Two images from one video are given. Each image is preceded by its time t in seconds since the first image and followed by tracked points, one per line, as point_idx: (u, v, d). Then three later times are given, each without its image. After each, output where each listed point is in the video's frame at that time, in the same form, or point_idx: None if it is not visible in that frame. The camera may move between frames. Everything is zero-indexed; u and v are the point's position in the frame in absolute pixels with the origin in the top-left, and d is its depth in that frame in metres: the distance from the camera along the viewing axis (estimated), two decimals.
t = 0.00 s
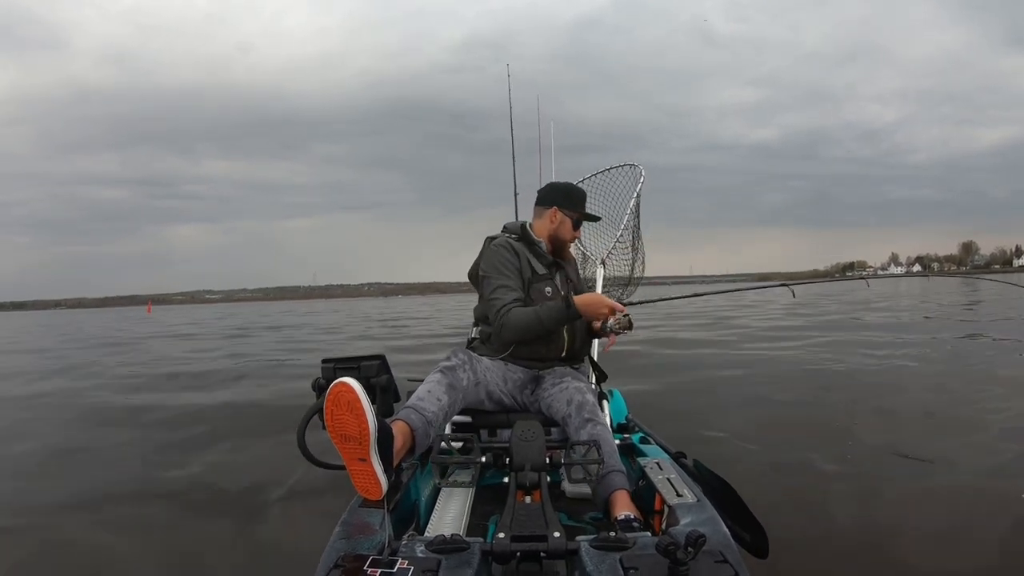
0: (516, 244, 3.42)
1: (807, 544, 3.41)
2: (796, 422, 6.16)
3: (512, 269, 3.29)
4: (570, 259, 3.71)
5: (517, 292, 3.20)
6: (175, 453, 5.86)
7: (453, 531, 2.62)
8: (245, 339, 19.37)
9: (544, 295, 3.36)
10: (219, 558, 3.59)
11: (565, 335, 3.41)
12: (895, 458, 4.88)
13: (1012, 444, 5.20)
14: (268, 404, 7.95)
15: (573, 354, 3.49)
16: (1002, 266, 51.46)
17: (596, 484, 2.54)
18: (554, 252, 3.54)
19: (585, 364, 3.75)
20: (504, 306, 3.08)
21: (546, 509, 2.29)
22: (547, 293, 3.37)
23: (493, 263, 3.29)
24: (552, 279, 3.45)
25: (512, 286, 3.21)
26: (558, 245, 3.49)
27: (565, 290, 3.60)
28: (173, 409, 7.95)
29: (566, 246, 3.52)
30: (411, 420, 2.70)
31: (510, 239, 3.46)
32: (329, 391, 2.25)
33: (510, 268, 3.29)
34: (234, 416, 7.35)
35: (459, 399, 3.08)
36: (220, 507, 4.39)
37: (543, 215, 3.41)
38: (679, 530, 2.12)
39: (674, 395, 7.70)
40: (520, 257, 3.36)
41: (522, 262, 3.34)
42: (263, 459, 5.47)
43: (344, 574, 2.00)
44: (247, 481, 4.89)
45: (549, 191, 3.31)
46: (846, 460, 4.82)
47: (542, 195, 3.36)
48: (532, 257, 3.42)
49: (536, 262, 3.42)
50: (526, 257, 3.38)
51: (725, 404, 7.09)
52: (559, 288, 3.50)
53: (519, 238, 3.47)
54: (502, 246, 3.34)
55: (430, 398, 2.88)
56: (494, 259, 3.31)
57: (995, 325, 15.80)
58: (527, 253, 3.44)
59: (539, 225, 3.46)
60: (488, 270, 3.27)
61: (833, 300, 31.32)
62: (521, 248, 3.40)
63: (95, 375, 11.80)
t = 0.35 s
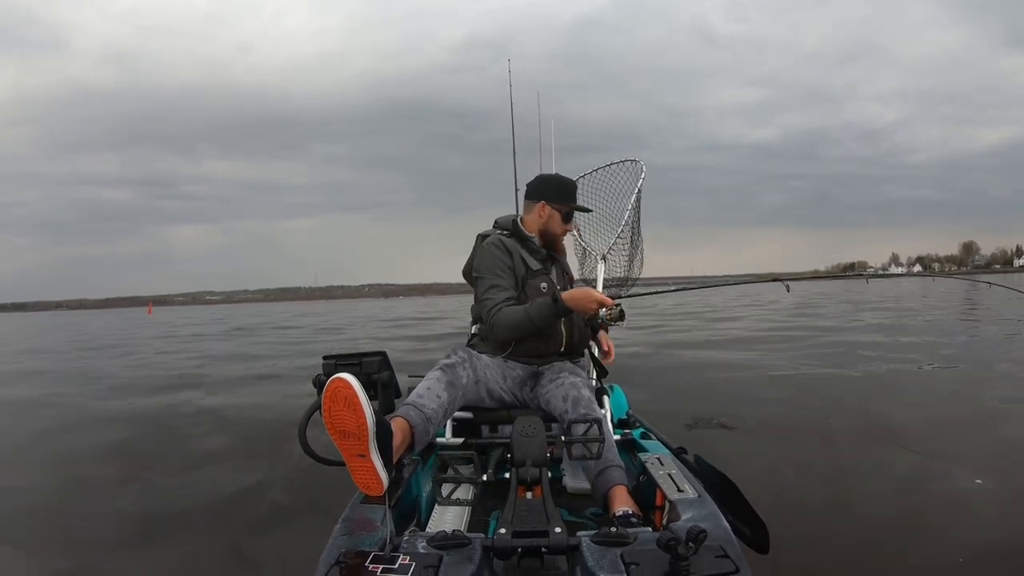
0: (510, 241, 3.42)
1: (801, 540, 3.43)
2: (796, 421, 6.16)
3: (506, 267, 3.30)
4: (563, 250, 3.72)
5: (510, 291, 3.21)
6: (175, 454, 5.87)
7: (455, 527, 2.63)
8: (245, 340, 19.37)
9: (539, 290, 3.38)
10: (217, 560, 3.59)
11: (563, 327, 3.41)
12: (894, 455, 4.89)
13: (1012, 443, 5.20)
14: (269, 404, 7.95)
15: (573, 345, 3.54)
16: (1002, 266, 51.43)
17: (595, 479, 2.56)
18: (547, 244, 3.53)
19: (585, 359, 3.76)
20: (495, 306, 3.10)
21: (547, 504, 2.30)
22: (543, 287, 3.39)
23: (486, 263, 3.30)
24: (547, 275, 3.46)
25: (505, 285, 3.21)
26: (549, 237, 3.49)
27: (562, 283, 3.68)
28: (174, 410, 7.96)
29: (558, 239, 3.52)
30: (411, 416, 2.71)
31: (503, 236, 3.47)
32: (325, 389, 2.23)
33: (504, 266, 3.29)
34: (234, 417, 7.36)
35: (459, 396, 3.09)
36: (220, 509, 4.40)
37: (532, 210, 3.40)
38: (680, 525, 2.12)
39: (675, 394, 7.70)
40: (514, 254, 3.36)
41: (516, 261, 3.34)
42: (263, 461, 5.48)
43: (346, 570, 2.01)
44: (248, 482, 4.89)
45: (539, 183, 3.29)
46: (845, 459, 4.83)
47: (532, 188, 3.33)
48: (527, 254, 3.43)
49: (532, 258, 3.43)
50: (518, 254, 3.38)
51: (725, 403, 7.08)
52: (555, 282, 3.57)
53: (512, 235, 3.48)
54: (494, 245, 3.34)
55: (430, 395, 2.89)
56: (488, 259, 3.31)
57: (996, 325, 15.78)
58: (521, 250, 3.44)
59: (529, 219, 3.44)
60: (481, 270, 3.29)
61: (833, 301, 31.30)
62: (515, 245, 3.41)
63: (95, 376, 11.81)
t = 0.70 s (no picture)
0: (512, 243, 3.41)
1: (815, 538, 3.36)
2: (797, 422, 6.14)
3: (501, 264, 3.24)
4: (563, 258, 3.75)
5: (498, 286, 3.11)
6: (175, 456, 5.86)
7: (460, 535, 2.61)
8: (246, 341, 19.39)
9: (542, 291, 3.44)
10: (220, 564, 3.56)
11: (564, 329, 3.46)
12: (898, 456, 4.86)
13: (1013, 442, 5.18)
14: (270, 407, 7.95)
15: (574, 347, 3.54)
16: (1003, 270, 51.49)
17: (596, 480, 2.55)
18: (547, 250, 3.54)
19: (583, 359, 3.74)
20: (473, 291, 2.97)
21: (552, 508, 2.28)
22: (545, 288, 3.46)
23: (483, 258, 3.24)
24: (546, 277, 3.51)
25: (495, 279, 3.13)
26: (546, 243, 3.48)
27: (559, 284, 3.70)
28: (173, 412, 7.93)
29: (556, 246, 3.51)
30: (418, 426, 2.69)
31: (505, 237, 3.44)
32: (341, 401, 2.22)
33: (501, 264, 3.24)
34: (234, 419, 7.35)
35: (465, 403, 3.07)
36: (219, 512, 4.38)
37: (527, 217, 3.41)
38: (686, 525, 2.10)
39: (676, 397, 7.68)
40: (514, 256, 3.34)
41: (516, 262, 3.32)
42: (265, 463, 5.45)
43: None
44: (247, 485, 4.89)
45: (537, 191, 3.28)
46: (849, 458, 4.79)
47: (529, 197, 3.34)
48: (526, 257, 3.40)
49: (532, 260, 3.45)
50: (520, 255, 3.37)
51: (725, 405, 7.07)
52: (553, 284, 3.59)
53: (513, 237, 3.48)
54: (498, 244, 3.29)
55: (436, 403, 2.87)
56: (488, 255, 3.26)
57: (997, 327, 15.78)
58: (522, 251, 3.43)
59: (528, 222, 3.42)
60: (477, 263, 3.22)
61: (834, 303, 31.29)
62: (516, 247, 3.39)
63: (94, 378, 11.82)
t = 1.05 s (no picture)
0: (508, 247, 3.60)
1: (814, 552, 3.34)
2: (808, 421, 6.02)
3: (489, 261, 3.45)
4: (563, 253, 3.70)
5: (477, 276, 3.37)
6: (190, 452, 5.99)
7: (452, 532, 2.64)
8: (264, 340, 19.72)
9: (532, 289, 3.42)
10: (219, 551, 3.60)
11: (557, 326, 3.43)
12: (914, 466, 4.75)
13: None
14: (283, 406, 8.09)
15: (565, 345, 3.47)
16: None
17: (591, 484, 2.54)
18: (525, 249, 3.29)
19: (580, 363, 3.76)
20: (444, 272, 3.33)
21: (545, 509, 2.28)
22: (536, 286, 3.43)
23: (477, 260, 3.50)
24: (540, 276, 3.50)
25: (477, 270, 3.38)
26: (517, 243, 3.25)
27: (561, 288, 3.57)
28: (188, 411, 8.10)
29: (553, 246, 3.59)
30: (412, 417, 2.72)
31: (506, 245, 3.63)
32: (335, 407, 2.26)
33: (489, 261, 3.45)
34: (247, 417, 7.49)
35: (457, 391, 3.08)
36: (226, 501, 4.46)
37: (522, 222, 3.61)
38: (677, 529, 2.08)
39: (685, 399, 7.58)
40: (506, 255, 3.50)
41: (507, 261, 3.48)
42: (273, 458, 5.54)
43: None
44: (254, 478, 4.97)
45: (527, 197, 3.61)
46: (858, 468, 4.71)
47: (523, 203, 3.63)
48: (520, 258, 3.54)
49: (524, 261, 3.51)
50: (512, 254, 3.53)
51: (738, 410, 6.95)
52: (551, 286, 3.52)
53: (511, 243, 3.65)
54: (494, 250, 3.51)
55: (430, 393, 2.89)
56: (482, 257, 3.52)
57: None
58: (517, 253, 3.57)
59: (483, 235, 3.05)
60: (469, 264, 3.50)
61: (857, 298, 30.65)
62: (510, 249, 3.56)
63: (118, 378, 12.12)
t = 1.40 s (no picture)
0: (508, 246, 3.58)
1: (817, 552, 3.32)
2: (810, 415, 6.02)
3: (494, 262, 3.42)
4: (560, 250, 3.73)
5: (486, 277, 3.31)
6: (194, 458, 6.04)
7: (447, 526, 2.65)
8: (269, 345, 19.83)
9: (539, 285, 3.43)
10: (225, 560, 3.65)
11: (566, 322, 3.44)
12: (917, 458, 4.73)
13: None
14: (287, 411, 8.13)
15: (575, 340, 3.50)
16: None
17: (593, 483, 2.54)
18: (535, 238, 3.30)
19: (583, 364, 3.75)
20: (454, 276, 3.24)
21: (541, 508, 2.27)
22: (542, 283, 3.44)
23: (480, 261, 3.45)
24: (544, 273, 3.52)
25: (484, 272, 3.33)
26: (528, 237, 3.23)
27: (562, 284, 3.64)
28: (192, 419, 8.14)
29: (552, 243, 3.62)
30: (422, 408, 2.72)
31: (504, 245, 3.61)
32: (357, 402, 2.26)
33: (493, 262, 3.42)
34: (252, 422, 7.54)
35: (470, 383, 3.08)
36: (232, 510, 4.52)
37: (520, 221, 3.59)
38: (673, 534, 2.07)
39: (689, 394, 7.60)
40: (508, 254, 3.49)
41: (511, 260, 3.46)
42: (275, 465, 5.57)
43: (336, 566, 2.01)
44: (259, 485, 5.02)
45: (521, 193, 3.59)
46: (860, 463, 4.71)
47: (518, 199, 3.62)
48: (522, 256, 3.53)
49: (527, 259, 3.51)
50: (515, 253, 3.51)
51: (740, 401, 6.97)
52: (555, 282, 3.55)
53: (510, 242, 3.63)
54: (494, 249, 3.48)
55: (442, 385, 2.88)
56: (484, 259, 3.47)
57: None
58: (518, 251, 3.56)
59: (496, 227, 3.04)
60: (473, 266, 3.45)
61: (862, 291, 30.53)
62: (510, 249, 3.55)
63: (126, 385, 12.24)
